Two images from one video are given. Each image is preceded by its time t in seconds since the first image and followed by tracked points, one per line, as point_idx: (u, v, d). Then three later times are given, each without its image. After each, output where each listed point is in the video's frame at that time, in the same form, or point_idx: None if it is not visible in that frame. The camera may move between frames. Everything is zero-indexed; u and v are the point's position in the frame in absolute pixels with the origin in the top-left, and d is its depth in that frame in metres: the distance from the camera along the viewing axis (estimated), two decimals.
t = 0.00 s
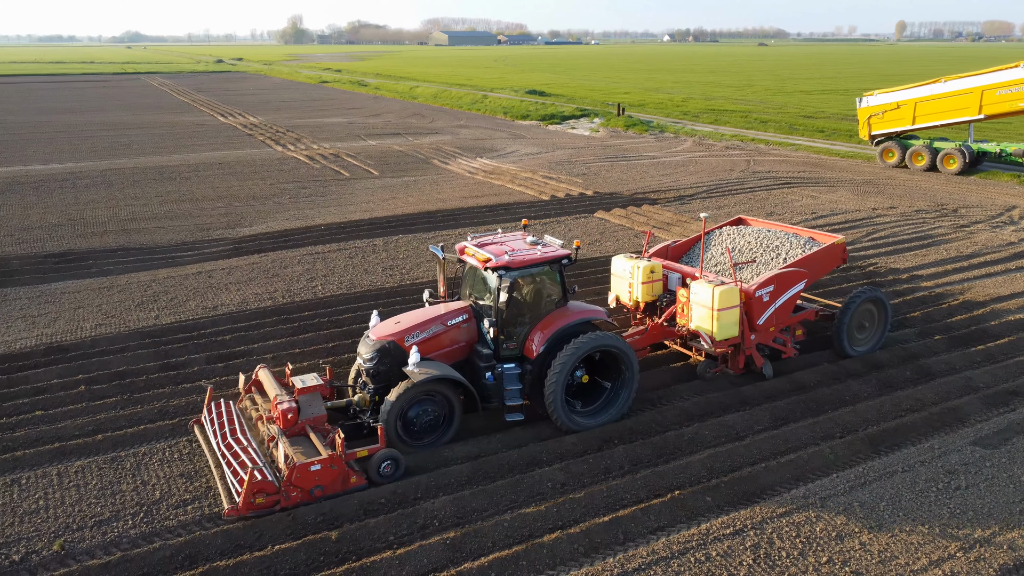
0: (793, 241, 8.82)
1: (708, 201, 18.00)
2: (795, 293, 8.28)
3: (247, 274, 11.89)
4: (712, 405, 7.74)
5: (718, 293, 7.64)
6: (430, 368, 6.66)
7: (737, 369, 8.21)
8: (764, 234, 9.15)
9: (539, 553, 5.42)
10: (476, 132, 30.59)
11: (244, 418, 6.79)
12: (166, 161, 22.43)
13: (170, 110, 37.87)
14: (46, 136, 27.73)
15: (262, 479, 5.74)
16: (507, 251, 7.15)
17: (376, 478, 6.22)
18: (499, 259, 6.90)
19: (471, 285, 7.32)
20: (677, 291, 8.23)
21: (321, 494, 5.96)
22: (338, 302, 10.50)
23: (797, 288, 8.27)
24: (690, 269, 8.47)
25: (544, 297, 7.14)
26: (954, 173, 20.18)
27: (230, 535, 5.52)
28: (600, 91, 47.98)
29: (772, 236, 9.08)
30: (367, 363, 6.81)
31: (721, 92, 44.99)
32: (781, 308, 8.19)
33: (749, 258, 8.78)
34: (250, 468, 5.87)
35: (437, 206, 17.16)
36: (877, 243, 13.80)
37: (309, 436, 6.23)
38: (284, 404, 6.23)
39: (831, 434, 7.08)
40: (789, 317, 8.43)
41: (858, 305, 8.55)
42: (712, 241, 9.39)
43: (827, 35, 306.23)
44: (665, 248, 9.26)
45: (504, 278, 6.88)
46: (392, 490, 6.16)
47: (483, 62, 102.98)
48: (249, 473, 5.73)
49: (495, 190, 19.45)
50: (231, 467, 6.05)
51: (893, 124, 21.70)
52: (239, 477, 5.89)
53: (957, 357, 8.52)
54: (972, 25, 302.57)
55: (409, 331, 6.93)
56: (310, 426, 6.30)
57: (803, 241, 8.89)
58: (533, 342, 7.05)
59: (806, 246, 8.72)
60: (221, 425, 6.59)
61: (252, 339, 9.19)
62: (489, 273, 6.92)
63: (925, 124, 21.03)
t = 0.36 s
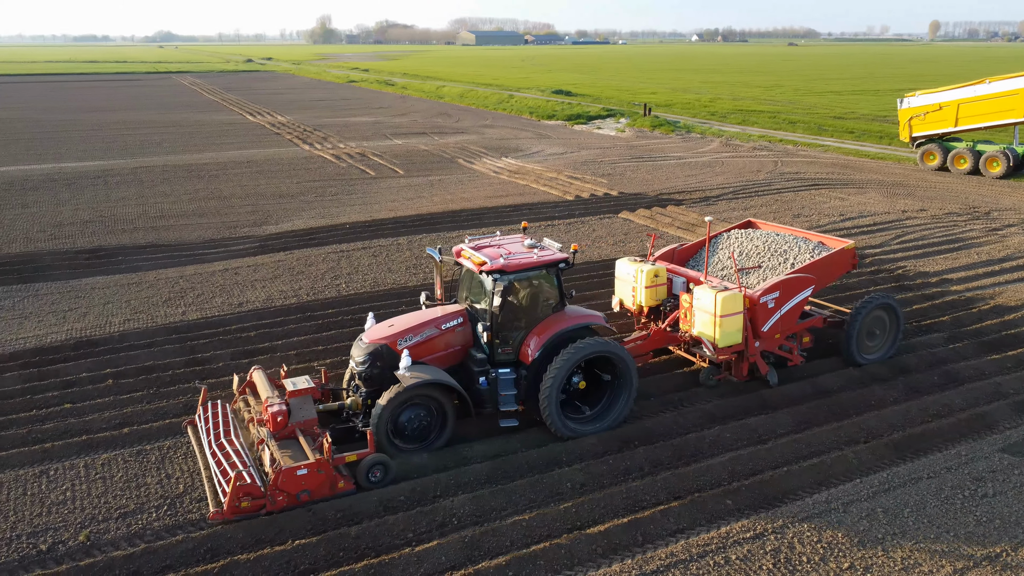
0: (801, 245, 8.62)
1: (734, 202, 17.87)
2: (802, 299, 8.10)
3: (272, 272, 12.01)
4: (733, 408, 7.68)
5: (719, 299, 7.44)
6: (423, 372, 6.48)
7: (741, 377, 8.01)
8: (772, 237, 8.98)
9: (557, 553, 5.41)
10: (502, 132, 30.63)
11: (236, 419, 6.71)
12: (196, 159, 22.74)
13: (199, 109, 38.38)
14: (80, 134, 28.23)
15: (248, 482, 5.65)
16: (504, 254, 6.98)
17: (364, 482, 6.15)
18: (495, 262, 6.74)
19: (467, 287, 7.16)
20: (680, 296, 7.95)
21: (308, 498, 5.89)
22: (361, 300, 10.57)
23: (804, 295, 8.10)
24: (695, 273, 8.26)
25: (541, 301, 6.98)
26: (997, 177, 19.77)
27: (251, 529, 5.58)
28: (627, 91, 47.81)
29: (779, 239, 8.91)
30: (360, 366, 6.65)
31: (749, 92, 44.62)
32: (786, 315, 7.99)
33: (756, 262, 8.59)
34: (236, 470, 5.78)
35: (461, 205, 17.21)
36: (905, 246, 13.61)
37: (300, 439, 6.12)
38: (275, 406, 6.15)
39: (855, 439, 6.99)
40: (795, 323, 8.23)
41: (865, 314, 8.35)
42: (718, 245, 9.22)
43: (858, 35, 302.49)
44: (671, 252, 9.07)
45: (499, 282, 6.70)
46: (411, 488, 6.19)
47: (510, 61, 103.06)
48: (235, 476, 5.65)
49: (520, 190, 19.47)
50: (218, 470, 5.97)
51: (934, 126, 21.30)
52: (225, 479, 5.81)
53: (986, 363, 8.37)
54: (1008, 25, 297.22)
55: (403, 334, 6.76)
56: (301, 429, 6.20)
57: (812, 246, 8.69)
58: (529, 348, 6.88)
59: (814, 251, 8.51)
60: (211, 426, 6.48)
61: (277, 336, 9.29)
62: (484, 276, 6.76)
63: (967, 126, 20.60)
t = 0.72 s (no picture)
0: (808, 251, 8.47)
1: (760, 203, 17.72)
2: (806, 305, 7.91)
3: (297, 269, 12.12)
4: (753, 411, 7.61)
5: (720, 306, 7.29)
6: (412, 376, 6.47)
7: (743, 384, 7.88)
8: (779, 242, 8.81)
9: (573, 553, 5.41)
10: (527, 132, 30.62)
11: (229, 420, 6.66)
12: (224, 157, 23.00)
13: (229, 107, 38.82)
14: (112, 133, 28.67)
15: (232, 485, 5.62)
16: (498, 257, 6.87)
17: (351, 487, 6.08)
18: (487, 265, 6.64)
19: (462, 290, 7.06)
20: (681, 300, 7.87)
21: (293, 502, 5.84)
22: (383, 298, 10.62)
23: (808, 301, 7.91)
24: (698, 277, 8.06)
25: (535, 304, 6.86)
26: None
27: (271, 523, 5.64)
28: (653, 91, 47.60)
29: (786, 245, 8.74)
30: (352, 369, 6.67)
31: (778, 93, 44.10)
32: (790, 322, 7.80)
33: (761, 267, 8.46)
34: (220, 473, 5.75)
35: (485, 205, 17.23)
36: (935, 250, 13.41)
37: (288, 441, 6.05)
38: (263, 408, 6.09)
39: (879, 444, 6.91)
40: (800, 330, 8.03)
41: (870, 324, 8.18)
42: (725, 248, 9.08)
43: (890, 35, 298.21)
44: (675, 255, 8.88)
45: (490, 286, 6.58)
46: (430, 486, 6.21)
47: (537, 61, 103.02)
48: (220, 478, 5.62)
49: (544, 190, 19.46)
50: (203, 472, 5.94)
51: (976, 128, 20.87)
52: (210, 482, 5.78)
53: (1015, 369, 8.21)
54: None
55: (394, 336, 6.74)
56: (290, 431, 6.12)
57: (819, 252, 8.55)
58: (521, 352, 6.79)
59: (821, 257, 8.37)
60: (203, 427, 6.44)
61: (299, 333, 9.37)
62: (477, 279, 6.66)
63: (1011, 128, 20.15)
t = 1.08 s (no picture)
0: (812, 255, 8.29)
1: (787, 204, 17.56)
2: (809, 311, 7.72)
3: (321, 267, 12.23)
4: (774, 414, 7.54)
5: (718, 311, 7.12)
6: (400, 378, 6.39)
7: (743, 392, 7.65)
8: (784, 246, 8.65)
9: (590, 554, 5.39)
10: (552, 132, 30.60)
11: (219, 421, 6.61)
12: (251, 156, 23.24)
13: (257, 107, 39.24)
14: (142, 131, 29.10)
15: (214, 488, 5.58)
16: (490, 260, 6.81)
17: (336, 491, 6.01)
18: (478, 268, 6.58)
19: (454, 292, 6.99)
20: (681, 306, 7.70)
21: (277, 506, 5.80)
22: (404, 297, 10.67)
23: (811, 306, 7.72)
24: (699, 281, 7.92)
25: (528, 308, 6.76)
26: None
27: (290, 519, 5.69)
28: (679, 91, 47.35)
29: (791, 248, 8.57)
30: (340, 371, 6.60)
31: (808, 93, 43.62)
32: (791, 328, 7.61)
33: (764, 272, 8.29)
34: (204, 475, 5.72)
35: (509, 205, 17.25)
36: (966, 253, 13.20)
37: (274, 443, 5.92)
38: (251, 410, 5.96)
39: (903, 449, 6.81)
40: (802, 337, 7.84)
41: (872, 337, 8.01)
42: (729, 252, 8.93)
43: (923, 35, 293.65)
44: (679, 257, 8.76)
45: (481, 288, 6.54)
46: (448, 484, 6.23)
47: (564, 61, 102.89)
48: (203, 480, 5.59)
49: (568, 190, 19.45)
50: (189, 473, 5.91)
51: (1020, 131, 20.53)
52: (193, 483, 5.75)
53: None
54: None
55: (384, 339, 6.67)
56: (277, 434, 5.99)
57: (824, 255, 8.35)
58: (513, 355, 6.67)
59: (825, 261, 8.17)
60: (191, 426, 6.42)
61: (320, 330, 9.45)
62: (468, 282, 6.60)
63: None
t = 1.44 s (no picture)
0: (817, 260, 8.13)
1: (812, 206, 17.39)
2: (812, 316, 7.54)
3: (343, 265, 12.31)
4: (793, 418, 7.47)
5: (717, 317, 7.03)
6: (388, 381, 6.35)
7: (743, 397, 7.57)
8: (788, 251, 8.49)
9: (605, 555, 5.38)
10: (575, 132, 30.54)
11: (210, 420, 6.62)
12: (276, 154, 23.45)
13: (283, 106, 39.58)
14: (170, 130, 29.48)
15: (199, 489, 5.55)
16: (484, 262, 6.73)
17: (323, 494, 5.94)
18: (470, 270, 6.49)
19: (448, 294, 6.92)
20: (680, 311, 7.61)
21: (263, 507, 5.76)
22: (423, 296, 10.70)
23: (813, 313, 7.54)
24: (701, 285, 7.77)
25: (521, 311, 6.69)
26: None
27: (307, 515, 5.74)
28: (705, 91, 47.01)
29: (796, 253, 8.40)
30: (330, 374, 6.52)
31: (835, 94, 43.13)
32: (793, 334, 7.45)
33: (767, 277, 8.14)
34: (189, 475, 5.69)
35: (531, 204, 17.25)
36: (995, 256, 12.99)
37: (262, 445, 5.97)
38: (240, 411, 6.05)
39: (925, 455, 6.71)
40: (805, 343, 7.67)
41: (875, 349, 7.82)
42: (733, 257, 8.77)
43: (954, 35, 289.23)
44: (681, 261, 8.59)
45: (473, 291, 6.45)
46: (465, 483, 6.25)
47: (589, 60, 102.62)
48: (188, 481, 5.55)
49: (590, 190, 19.41)
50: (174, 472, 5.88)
51: None
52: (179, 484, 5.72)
53: None
54: None
55: (374, 341, 6.64)
56: (265, 435, 6.04)
57: (828, 260, 8.18)
58: (506, 359, 6.61)
59: (829, 266, 8.01)
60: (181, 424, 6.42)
61: (340, 328, 9.51)
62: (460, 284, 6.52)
63: None
